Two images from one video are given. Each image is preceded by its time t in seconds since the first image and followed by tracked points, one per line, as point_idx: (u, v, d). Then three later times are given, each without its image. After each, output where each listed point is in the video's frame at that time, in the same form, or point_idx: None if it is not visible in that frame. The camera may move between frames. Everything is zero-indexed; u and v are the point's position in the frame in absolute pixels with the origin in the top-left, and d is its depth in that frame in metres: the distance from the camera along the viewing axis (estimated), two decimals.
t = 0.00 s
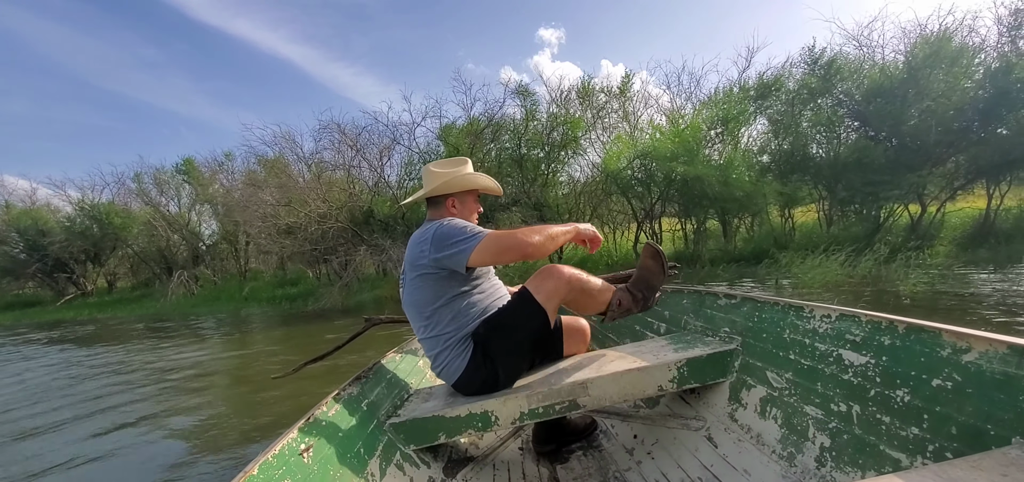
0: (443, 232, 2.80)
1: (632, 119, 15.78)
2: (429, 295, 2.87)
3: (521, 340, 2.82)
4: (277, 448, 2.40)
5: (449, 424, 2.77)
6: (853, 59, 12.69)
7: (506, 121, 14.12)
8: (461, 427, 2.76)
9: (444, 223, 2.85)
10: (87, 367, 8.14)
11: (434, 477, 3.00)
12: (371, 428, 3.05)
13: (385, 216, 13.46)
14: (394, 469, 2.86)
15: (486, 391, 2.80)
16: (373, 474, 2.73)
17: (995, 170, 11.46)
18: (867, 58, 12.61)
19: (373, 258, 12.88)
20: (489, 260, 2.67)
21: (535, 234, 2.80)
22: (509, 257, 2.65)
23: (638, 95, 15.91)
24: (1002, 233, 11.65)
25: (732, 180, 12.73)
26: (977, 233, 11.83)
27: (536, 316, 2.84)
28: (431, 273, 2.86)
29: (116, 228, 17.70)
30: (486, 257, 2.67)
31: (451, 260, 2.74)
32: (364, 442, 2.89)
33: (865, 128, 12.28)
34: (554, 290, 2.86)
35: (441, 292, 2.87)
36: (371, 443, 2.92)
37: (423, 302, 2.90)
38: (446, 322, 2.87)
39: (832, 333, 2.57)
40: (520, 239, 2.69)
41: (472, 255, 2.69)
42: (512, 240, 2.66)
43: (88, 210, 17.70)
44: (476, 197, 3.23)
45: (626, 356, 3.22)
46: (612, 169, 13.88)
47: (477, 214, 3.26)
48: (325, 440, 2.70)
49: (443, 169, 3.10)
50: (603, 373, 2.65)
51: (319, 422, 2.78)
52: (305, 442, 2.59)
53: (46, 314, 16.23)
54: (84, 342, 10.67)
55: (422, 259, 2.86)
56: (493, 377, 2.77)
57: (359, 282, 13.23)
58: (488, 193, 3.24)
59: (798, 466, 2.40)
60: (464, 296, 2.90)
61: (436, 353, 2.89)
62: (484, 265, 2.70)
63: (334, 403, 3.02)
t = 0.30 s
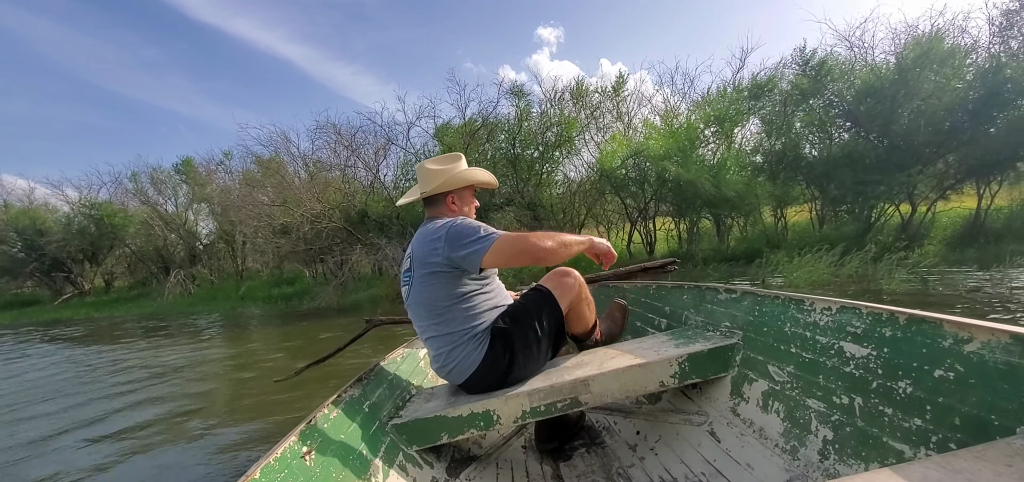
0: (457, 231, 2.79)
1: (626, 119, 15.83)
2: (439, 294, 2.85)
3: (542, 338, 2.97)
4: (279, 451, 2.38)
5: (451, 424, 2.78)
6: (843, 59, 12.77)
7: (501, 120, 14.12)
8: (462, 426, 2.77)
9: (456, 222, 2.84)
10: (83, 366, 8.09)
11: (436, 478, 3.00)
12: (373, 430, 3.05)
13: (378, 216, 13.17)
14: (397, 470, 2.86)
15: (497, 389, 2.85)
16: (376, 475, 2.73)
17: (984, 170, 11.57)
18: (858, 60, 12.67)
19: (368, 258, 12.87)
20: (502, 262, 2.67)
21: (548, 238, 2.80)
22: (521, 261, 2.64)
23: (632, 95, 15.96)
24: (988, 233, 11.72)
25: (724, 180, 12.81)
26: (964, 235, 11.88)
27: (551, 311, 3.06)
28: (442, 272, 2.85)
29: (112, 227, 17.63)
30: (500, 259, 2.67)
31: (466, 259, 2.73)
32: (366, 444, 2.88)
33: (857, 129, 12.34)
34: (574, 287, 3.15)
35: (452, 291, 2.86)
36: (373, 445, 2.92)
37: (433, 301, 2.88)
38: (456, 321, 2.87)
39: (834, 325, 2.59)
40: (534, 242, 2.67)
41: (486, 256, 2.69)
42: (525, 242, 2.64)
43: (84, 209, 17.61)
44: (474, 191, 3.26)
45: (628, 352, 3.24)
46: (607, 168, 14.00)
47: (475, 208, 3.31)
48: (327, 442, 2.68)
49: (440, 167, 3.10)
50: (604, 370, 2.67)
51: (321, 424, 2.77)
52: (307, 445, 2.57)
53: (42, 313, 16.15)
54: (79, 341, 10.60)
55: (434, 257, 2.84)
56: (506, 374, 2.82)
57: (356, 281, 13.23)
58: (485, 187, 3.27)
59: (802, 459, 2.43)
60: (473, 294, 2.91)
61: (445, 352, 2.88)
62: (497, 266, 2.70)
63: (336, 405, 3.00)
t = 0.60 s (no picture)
0: (479, 229, 2.82)
1: (622, 120, 15.87)
2: (453, 287, 2.87)
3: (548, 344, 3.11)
4: (277, 454, 2.41)
5: (449, 423, 2.81)
6: (838, 62, 12.65)
7: (498, 120, 14.09)
8: (461, 425, 2.79)
9: (482, 219, 2.88)
10: (80, 361, 8.06)
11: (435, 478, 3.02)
12: (370, 432, 3.09)
13: (374, 215, 13.06)
14: (396, 470, 2.90)
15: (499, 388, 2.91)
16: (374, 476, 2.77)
17: (975, 172, 11.86)
18: (853, 61, 12.66)
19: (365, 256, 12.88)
20: (518, 268, 2.74)
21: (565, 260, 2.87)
22: (534, 272, 2.73)
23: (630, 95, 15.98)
24: (977, 236, 12.32)
25: (719, 184, 12.80)
26: (953, 241, 12.39)
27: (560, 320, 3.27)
28: (459, 266, 2.87)
29: (112, 222, 17.60)
30: (516, 264, 2.74)
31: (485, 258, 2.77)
32: (363, 446, 2.93)
33: (851, 131, 12.33)
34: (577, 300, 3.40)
35: (465, 287, 2.89)
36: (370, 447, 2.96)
37: (446, 294, 2.90)
38: (466, 316, 2.89)
39: (829, 317, 2.64)
40: (549, 259, 2.76)
41: (505, 258, 2.74)
42: (540, 257, 2.73)
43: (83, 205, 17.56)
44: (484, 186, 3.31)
45: (625, 349, 3.28)
46: (603, 168, 13.81)
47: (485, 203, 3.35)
48: (324, 444, 2.72)
49: (450, 163, 3.15)
50: (601, 368, 2.70)
51: (319, 426, 2.80)
52: (305, 447, 2.60)
53: (40, 308, 16.09)
54: (76, 337, 10.56)
55: (453, 251, 2.86)
56: (510, 373, 2.91)
57: (352, 279, 13.27)
58: (494, 183, 3.31)
59: (798, 452, 2.47)
60: (485, 291, 2.95)
61: (451, 345, 2.91)
62: (513, 271, 2.77)
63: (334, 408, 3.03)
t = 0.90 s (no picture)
0: (492, 232, 2.81)
1: (616, 121, 15.84)
2: (459, 282, 2.86)
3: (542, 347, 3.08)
4: (263, 446, 2.36)
5: (438, 422, 2.81)
6: (829, 65, 12.60)
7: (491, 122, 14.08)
8: (450, 425, 2.79)
9: (501, 220, 2.89)
10: (75, 359, 8.10)
11: (421, 476, 3.00)
12: (359, 427, 3.04)
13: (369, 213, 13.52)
14: (382, 466, 2.88)
15: (488, 390, 2.89)
16: (360, 473, 2.74)
17: (962, 175, 11.78)
18: (844, 65, 12.55)
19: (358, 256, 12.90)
20: (517, 280, 2.72)
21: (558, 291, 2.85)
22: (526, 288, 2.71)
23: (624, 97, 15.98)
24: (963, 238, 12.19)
25: (708, 187, 12.77)
26: (942, 241, 12.28)
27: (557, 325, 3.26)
28: (468, 264, 2.87)
29: (107, 221, 17.69)
30: (516, 275, 2.72)
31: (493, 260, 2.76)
32: (350, 442, 2.88)
33: (842, 134, 12.34)
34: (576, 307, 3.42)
35: (471, 284, 2.89)
36: (358, 443, 2.91)
37: (451, 289, 2.89)
38: (467, 313, 2.89)
39: (819, 333, 2.56)
40: (542, 284, 2.73)
41: (510, 264, 2.73)
42: (534, 278, 2.72)
43: (78, 203, 17.63)
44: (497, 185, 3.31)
45: (616, 355, 3.26)
46: (596, 169, 13.85)
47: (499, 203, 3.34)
48: (312, 437, 2.67)
49: (462, 162, 3.17)
50: (592, 373, 2.68)
51: (308, 419, 2.73)
52: (292, 440, 2.56)
53: (36, 307, 16.15)
54: (72, 335, 10.63)
55: (464, 248, 2.85)
56: (503, 373, 2.90)
57: (344, 279, 13.32)
58: (507, 181, 3.31)
59: (783, 465, 2.46)
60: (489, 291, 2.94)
61: (447, 340, 2.90)
62: (512, 281, 2.75)
63: (324, 400, 2.96)
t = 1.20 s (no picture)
0: (522, 233, 2.81)
1: (610, 123, 15.99)
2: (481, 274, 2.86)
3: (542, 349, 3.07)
4: (251, 434, 2.34)
5: (426, 419, 2.77)
6: (818, 67, 13.16)
7: (486, 125, 14.33)
8: (438, 423, 2.75)
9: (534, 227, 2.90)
10: (71, 363, 8.12)
11: (406, 473, 2.95)
12: (347, 419, 3.00)
13: (365, 215, 13.65)
14: (368, 459, 2.85)
15: (479, 389, 2.87)
16: (346, 466, 2.72)
17: (952, 176, 12.47)
18: (833, 69, 13.06)
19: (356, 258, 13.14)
20: (521, 282, 2.69)
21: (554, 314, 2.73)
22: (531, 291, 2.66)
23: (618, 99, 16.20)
24: (954, 237, 12.94)
25: (697, 187, 12.99)
26: (930, 239, 13.10)
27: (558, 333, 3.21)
28: (493, 260, 2.86)
29: (103, 224, 17.81)
30: (524, 276, 2.68)
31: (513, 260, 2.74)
32: (338, 433, 2.84)
33: (831, 134, 12.85)
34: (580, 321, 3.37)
35: (490, 278, 2.88)
36: (345, 435, 2.87)
37: (471, 280, 2.89)
38: (479, 305, 2.88)
39: (811, 351, 2.53)
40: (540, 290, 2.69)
41: (523, 265, 2.70)
42: (530, 281, 2.67)
43: (75, 206, 17.78)
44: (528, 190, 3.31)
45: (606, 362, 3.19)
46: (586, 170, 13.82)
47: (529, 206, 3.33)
48: (300, 427, 2.65)
49: (496, 163, 3.19)
50: (584, 378, 2.66)
51: (296, 409, 2.71)
52: (279, 429, 2.53)
53: (33, 309, 16.22)
54: (72, 338, 10.68)
55: (493, 243, 2.85)
56: (497, 370, 2.88)
57: (340, 280, 13.43)
58: (539, 186, 3.32)
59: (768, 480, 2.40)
60: (504, 289, 2.94)
61: (454, 328, 2.89)
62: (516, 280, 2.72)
63: (314, 391, 2.93)
